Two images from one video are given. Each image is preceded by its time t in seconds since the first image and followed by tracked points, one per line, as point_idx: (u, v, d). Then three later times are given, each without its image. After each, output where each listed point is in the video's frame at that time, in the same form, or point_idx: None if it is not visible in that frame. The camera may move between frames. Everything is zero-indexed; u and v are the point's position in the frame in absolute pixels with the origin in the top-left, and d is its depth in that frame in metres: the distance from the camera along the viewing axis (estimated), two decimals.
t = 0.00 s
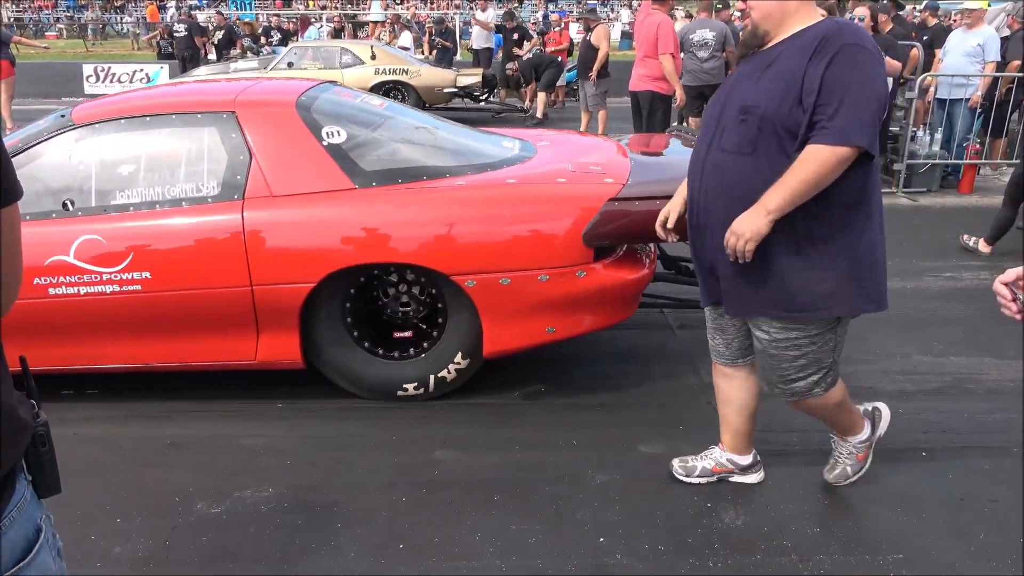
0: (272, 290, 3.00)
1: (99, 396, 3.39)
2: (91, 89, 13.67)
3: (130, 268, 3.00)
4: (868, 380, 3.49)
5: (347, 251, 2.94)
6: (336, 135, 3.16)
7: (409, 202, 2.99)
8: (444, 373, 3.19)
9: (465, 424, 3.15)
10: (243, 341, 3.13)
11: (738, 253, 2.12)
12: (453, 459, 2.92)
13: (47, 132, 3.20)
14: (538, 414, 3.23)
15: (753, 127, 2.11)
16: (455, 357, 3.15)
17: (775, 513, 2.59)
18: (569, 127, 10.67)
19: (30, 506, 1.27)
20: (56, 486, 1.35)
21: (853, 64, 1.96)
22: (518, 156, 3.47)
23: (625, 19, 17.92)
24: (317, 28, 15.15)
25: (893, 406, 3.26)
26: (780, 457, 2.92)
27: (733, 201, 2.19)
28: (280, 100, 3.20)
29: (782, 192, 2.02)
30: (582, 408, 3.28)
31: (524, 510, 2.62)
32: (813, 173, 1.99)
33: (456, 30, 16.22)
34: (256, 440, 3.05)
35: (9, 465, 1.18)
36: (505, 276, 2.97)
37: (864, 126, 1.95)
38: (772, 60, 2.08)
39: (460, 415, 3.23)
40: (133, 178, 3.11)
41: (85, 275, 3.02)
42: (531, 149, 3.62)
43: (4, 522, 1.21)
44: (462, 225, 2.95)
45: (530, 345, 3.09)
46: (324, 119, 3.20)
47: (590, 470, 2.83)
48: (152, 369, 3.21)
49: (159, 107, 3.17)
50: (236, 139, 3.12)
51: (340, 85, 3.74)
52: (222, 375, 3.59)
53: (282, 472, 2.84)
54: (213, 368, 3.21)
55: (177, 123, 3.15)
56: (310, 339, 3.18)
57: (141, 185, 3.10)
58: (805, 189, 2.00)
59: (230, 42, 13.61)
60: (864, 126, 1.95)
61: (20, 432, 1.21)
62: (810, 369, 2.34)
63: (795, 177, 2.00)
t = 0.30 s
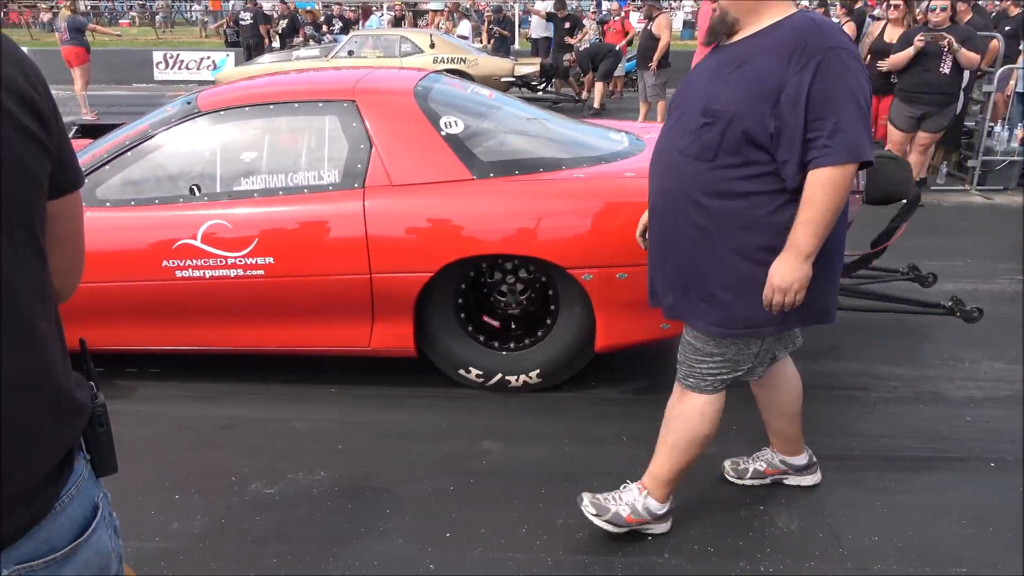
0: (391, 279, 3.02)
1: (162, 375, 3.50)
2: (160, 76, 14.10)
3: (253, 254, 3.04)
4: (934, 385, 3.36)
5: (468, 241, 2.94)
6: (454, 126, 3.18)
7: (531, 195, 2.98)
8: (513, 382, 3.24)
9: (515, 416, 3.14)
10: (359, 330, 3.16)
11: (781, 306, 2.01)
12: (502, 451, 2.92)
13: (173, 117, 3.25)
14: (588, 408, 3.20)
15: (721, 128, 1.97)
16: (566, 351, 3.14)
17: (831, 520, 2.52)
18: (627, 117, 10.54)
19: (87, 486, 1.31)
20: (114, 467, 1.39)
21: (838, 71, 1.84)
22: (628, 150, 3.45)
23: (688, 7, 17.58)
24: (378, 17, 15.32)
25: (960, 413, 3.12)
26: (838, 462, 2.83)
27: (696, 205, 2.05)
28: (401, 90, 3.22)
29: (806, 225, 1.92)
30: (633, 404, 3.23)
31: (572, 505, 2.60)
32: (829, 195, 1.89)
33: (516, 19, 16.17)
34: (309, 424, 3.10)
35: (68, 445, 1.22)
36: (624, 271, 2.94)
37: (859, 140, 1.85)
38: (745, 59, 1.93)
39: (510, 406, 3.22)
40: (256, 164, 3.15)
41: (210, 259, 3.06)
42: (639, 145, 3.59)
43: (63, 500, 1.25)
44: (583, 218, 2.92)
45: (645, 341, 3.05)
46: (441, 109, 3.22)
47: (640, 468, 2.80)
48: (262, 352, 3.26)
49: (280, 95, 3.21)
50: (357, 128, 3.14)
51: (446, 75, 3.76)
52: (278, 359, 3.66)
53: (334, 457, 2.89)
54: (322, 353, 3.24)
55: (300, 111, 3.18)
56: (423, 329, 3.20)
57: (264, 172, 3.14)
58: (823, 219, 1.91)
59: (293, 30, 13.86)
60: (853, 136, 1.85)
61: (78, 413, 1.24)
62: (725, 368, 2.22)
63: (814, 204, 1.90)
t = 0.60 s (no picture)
0: (466, 273, 3.03)
1: (202, 366, 3.57)
2: (200, 73, 14.36)
3: (331, 248, 3.07)
4: (979, 380, 3.27)
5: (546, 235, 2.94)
6: (528, 119, 3.19)
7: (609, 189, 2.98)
8: (554, 373, 3.26)
9: (550, 409, 3.15)
10: (432, 324, 3.18)
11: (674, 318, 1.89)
12: (535, 444, 2.92)
13: (251, 114, 3.29)
14: (622, 402, 3.19)
15: (593, 123, 1.88)
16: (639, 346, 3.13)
17: (869, 517, 2.48)
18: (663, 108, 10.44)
19: (128, 474, 1.36)
20: (153, 457, 1.43)
21: (702, 70, 1.68)
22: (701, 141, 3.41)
23: None
24: (412, 12, 15.38)
25: (1006, 409, 3.04)
26: (877, 458, 2.77)
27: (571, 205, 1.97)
28: (475, 84, 3.23)
29: (666, 240, 1.78)
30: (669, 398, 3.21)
31: (606, 499, 2.60)
32: (681, 209, 1.73)
33: (551, 10, 16.11)
34: (345, 415, 3.15)
35: (109, 434, 1.26)
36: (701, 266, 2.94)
37: (717, 147, 1.68)
38: (623, 54, 1.82)
39: (544, 399, 3.22)
40: (332, 160, 3.19)
41: (288, 254, 3.10)
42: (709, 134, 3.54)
43: (106, 488, 1.29)
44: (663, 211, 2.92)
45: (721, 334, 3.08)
46: (515, 102, 3.23)
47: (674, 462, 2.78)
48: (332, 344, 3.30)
49: (356, 90, 3.24)
50: (434, 122, 3.16)
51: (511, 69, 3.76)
52: (315, 351, 3.71)
53: (369, 448, 2.93)
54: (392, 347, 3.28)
55: (376, 105, 3.21)
56: (494, 323, 3.21)
57: (340, 167, 3.18)
58: (682, 233, 1.76)
59: (330, 26, 13.99)
60: (702, 140, 1.68)
61: (119, 403, 1.28)
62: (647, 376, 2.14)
63: (669, 219, 1.75)
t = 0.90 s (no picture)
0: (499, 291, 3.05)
1: (227, 383, 3.62)
2: (226, 95, 14.62)
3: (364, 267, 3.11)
4: (1007, 400, 3.22)
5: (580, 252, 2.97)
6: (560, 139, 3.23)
7: (642, 207, 3.00)
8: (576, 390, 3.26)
9: (572, 428, 3.15)
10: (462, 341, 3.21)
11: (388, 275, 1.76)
12: (557, 462, 2.92)
13: (287, 136, 3.35)
14: (643, 420, 3.18)
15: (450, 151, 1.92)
16: (672, 364, 3.13)
17: (897, 538, 2.45)
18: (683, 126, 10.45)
19: (160, 487, 1.38)
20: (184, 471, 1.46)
21: (528, 96, 1.71)
22: (730, 159, 3.42)
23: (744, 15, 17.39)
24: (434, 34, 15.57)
25: None
26: (904, 478, 2.74)
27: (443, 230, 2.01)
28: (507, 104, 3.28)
29: (431, 224, 1.75)
30: (691, 416, 3.20)
31: (628, 518, 2.59)
32: (462, 212, 1.72)
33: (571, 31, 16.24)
34: (368, 433, 3.17)
35: (143, 446, 1.29)
36: (735, 283, 2.95)
37: (536, 173, 1.70)
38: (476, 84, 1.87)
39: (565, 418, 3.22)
40: (365, 180, 3.24)
41: (322, 272, 3.14)
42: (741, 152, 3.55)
43: (139, 500, 1.32)
44: (697, 228, 2.94)
45: (753, 353, 3.07)
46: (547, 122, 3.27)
47: (697, 481, 2.76)
48: (362, 362, 3.34)
49: (390, 111, 3.30)
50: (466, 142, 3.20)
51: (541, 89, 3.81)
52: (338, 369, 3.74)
53: (391, 465, 2.94)
54: (422, 364, 3.30)
55: (409, 126, 3.27)
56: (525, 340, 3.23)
57: (374, 187, 3.23)
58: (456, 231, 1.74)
59: (353, 49, 14.21)
60: (506, 163, 1.69)
61: (152, 417, 1.31)
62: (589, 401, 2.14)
63: (444, 211, 1.74)
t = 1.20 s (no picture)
0: (507, 293, 3.06)
1: (232, 380, 3.62)
2: (233, 95, 14.66)
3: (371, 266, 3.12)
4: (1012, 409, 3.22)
5: (586, 254, 2.98)
6: (569, 142, 3.24)
7: (650, 210, 3.01)
8: (582, 392, 3.27)
9: (577, 430, 3.14)
10: (469, 342, 3.21)
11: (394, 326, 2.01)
12: (561, 464, 2.92)
13: (296, 135, 3.36)
14: (648, 424, 3.18)
15: (318, 137, 1.98)
16: (678, 367, 3.14)
17: (901, 546, 2.44)
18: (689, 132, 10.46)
19: (172, 482, 1.39)
20: (195, 466, 1.47)
21: (396, 74, 1.80)
22: (738, 164, 3.43)
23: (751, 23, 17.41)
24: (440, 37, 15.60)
25: None
26: (909, 485, 2.74)
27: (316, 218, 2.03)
28: (517, 106, 3.29)
29: (382, 243, 1.90)
30: (695, 421, 3.20)
31: (632, 521, 2.59)
32: (392, 210, 1.85)
33: (577, 36, 16.27)
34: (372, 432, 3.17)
35: (157, 441, 1.30)
36: (742, 287, 2.95)
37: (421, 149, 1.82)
38: (337, 72, 1.94)
39: (570, 420, 3.23)
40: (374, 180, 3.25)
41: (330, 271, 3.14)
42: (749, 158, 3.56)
43: (151, 494, 1.32)
44: (704, 232, 2.94)
45: (760, 358, 3.08)
46: (556, 125, 3.28)
47: (702, 486, 2.76)
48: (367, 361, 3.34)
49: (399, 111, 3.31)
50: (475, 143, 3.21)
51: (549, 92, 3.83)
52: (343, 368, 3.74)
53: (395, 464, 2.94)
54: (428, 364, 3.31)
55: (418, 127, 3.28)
56: (531, 342, 3.23)
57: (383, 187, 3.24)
58: (391, 234, 1.89)
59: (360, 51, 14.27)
60: (393, 141, 1.80)
61: (166, 411, 1.32)
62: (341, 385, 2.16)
63: (381, 218, 1.87)
